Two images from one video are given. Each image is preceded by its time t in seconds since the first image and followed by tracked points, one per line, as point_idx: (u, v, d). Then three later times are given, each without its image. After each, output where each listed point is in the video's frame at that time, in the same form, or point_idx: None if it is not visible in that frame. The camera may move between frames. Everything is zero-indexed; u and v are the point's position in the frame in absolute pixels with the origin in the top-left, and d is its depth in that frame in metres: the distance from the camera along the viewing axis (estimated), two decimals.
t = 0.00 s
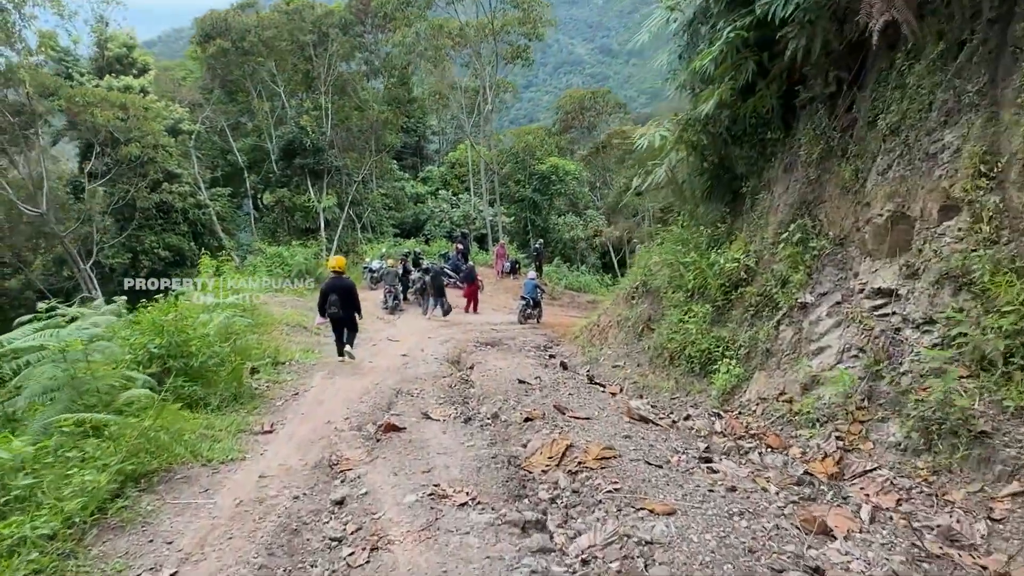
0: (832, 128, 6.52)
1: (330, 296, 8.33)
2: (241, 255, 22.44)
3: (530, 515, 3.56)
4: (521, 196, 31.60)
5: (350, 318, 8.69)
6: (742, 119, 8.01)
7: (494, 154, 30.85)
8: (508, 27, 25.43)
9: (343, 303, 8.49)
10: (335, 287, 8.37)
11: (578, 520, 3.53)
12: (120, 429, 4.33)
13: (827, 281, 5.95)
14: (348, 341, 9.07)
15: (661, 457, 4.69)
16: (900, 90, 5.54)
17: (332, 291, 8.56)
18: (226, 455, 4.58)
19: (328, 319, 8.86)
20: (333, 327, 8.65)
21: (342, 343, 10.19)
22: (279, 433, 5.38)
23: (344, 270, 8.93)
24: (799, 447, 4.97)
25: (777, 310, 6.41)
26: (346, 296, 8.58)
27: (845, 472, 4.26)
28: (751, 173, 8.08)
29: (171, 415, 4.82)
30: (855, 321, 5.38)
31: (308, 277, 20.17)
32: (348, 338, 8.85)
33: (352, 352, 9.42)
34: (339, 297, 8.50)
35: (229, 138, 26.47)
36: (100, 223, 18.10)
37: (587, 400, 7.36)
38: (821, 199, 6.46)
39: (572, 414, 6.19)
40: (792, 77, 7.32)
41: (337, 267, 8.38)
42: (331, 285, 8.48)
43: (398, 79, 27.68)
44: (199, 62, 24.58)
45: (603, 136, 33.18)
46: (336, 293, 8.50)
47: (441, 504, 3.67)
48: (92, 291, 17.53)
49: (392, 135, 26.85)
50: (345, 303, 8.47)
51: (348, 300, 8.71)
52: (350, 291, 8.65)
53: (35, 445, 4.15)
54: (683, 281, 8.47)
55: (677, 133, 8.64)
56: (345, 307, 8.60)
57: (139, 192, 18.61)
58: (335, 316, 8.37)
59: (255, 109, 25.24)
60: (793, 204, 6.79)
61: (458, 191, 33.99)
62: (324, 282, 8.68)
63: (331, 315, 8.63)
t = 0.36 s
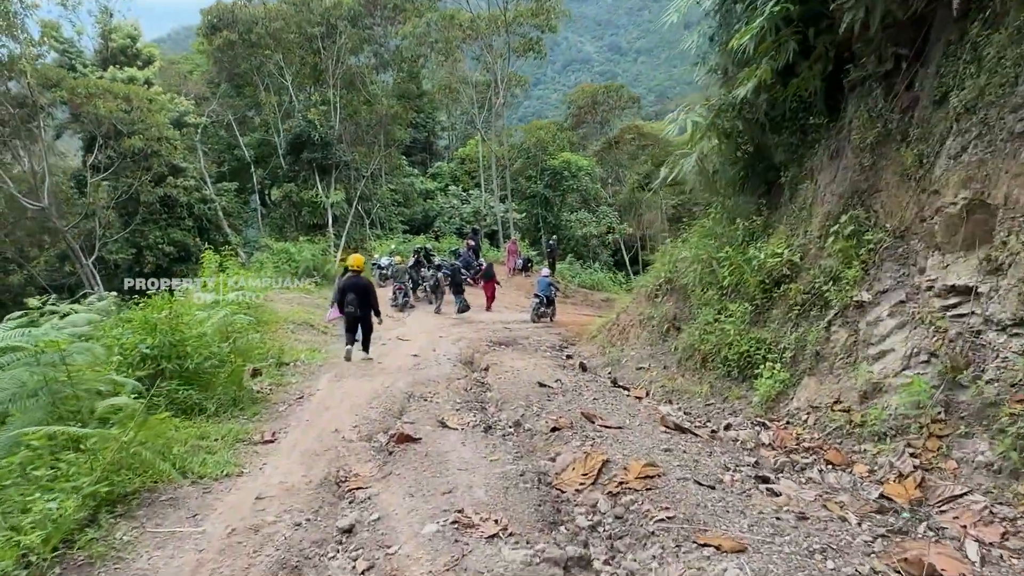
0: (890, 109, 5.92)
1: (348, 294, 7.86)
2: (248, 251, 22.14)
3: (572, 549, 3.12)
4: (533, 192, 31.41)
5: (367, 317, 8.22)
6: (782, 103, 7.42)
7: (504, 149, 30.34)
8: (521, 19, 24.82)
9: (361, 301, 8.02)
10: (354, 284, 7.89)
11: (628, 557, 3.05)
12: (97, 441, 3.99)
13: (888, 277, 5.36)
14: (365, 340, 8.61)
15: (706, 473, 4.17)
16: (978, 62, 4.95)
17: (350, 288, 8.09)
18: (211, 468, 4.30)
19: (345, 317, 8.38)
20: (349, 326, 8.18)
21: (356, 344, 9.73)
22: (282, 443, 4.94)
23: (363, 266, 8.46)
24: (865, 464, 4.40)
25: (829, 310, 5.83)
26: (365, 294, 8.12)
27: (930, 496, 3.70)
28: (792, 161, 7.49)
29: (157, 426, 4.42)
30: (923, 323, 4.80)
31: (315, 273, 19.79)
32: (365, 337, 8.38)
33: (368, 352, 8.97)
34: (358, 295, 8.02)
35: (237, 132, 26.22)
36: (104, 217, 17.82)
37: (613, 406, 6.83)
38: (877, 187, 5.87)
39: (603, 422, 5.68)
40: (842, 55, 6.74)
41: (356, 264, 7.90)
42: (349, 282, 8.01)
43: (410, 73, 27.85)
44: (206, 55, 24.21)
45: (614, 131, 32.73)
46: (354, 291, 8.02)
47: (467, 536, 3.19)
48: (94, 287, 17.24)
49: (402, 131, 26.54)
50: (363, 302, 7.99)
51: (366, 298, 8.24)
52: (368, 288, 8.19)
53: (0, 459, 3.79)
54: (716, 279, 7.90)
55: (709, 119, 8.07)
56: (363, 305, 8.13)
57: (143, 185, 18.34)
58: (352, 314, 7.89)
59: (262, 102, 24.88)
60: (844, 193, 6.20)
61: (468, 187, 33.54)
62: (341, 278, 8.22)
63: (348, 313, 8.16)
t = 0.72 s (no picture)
0: (962, 87, 5.31)
1: (362, 291, 7.28)
2: (250, 249, 21.64)
3: None
4: (541, 188, 30.98)
5: (382, 316, 7.70)
6: (828, 85, 6.79)
7: (511, 144, 29.79)
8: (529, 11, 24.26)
9: (376, 300, 7.47)
10: (368, 281, 7.35)
11: None
12: (60, 470, 3.49)
13: (967, 275, 4.74)
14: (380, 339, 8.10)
15: (773, 498, 3.67)
16: None
17: (363, 285, 7.54)
18: (192, 500, 3.83)
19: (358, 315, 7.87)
20: (363, 325, 7.65)
21: (369, 343, 9.23)
22: (283, 463, 4.45)
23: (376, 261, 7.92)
24: (959, 492, 3.80)
25: (894, 312, 5.19)
26: (379, 291, 7.58)
27: None
28: (839, 148, 6.86)
29: (133, 450, 3.93)
30: (1018, 327, 4.20)
31: (319, 271, 19.32)
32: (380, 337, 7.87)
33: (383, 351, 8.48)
34: (372, 292, 7.48)
35: (238, 127, 25.72)
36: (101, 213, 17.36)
37: (646, 417, 6.21)
38: (948, 172, 5.25)
39: (642, 437, 5.11)
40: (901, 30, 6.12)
41: (370, 260, 7.34)
42: (362, 279, 7.47)
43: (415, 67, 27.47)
44: (207, 49, 23.72)
45: (623, 126, 32.21)
46: (369, 289, 7.47)
47: None
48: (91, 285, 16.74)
49: (406, 126, 26.03)
50: (378, 300, 7.46)
51: (380, 295, 7.71)
52: (383, 284, 7.65)
53: None
54: (754, 276, 7.26)
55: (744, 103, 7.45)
56: (378, 303, 7.59)
57: (140, 180, 17.85)
58: (367, 314, 7.36)
59: (264, 96, 24.38)
60: (907, 179, 5.57)
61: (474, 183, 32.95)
62: (353, 275, 7.68)
63: (361, 312, 7.63)
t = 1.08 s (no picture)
0: None
1: (368, 289, 6.96)
2: (240, 249, 21.03)
3: None
4: (537, 187, 30.52)
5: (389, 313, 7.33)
6: (865, 68, 6.31)
7: (507, 142, 29.30)
8: (525, 5, 23.79)
9: (383, 297, 7.10)
10: (374, 277, 6.98)
11: None
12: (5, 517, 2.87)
13: None
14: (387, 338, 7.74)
15: (850, 530, 3.25)
16: None
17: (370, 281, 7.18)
18: (173, 542, 3.33)
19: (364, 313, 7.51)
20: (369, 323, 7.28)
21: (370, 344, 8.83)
22: (277, 491, 3.96)
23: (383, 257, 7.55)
24: None
25: (956, 314, 4.70)
26: (386, 287, 7.20)
27: None
28: (876, 138, 6.38)
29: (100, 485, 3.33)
30: None
31: (311, 272, 18.78)
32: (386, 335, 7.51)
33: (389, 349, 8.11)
34: (379, 289, 7.11)
35: (227, 124, 25.06)
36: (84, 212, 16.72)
37: (675, 430, 5.68)
38: (1014, 160, 4.77)
39: (681, 454, 4.64)
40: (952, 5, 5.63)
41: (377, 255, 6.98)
42: (369, 275, 7.11)
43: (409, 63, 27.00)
44: (195, 44, 23.05)
45: (620, 124, 31.80)
46: (375, 285, 7.10)
47: None
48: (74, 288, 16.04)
49: (401, 124, 25.47)
50: (386, 297, 7.08)
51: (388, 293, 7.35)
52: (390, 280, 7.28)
53: None
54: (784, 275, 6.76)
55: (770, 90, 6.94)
56: (385, 300, 7.21)
57: (124, 178, 17.16)
58: (374, 312, 6.99)
59: (255, 93, 23.75)
60: (965, 169, 5.08)
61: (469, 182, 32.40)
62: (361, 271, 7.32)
63: (367, 309, 7.26)
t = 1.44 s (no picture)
0: None
1: (375, 295, 6.94)
2: (222, 254, 20.24)
3: None
4: (525, 188, 30.12)
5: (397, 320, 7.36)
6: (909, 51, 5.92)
7: (495, 143, 28.82)
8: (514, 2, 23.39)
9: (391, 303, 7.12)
10: (382, 283, 6.96)
11: None
12: None
13: None
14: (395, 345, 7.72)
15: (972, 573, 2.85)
16: None
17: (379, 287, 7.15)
18: None
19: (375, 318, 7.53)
20: (378, 329, 7.31)
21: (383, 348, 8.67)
22: (289, 534, 3.43)
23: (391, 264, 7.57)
24: None
25: None
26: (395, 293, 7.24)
27: None
28: (921, 125, 5.99)
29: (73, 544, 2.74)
30: None
31: (297, 276, 18.13)
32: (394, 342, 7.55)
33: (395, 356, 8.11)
34: (388, 295, 7.09)
35: (206, 124, 24.22)
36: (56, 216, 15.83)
37: (719, 448, 5.19)
38: None
39: (740, 476, 4.18)
40: None
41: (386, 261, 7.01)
42: (377, 281, 7.07)
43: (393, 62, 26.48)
44: (172, 41, 22.22)
45: (608, 123, 31.54)
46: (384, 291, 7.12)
47: None
48: (45, 295, 15.16)
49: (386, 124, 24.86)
50: (394, 303, 7.07)
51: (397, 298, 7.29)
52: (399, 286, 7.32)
53: None
54: (822, 275, 6.34)
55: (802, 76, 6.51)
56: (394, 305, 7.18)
57: (100, 180, 16.32)
58: (382, 318, 7.01)
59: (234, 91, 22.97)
60: None
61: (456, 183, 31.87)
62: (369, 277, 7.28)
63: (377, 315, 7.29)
